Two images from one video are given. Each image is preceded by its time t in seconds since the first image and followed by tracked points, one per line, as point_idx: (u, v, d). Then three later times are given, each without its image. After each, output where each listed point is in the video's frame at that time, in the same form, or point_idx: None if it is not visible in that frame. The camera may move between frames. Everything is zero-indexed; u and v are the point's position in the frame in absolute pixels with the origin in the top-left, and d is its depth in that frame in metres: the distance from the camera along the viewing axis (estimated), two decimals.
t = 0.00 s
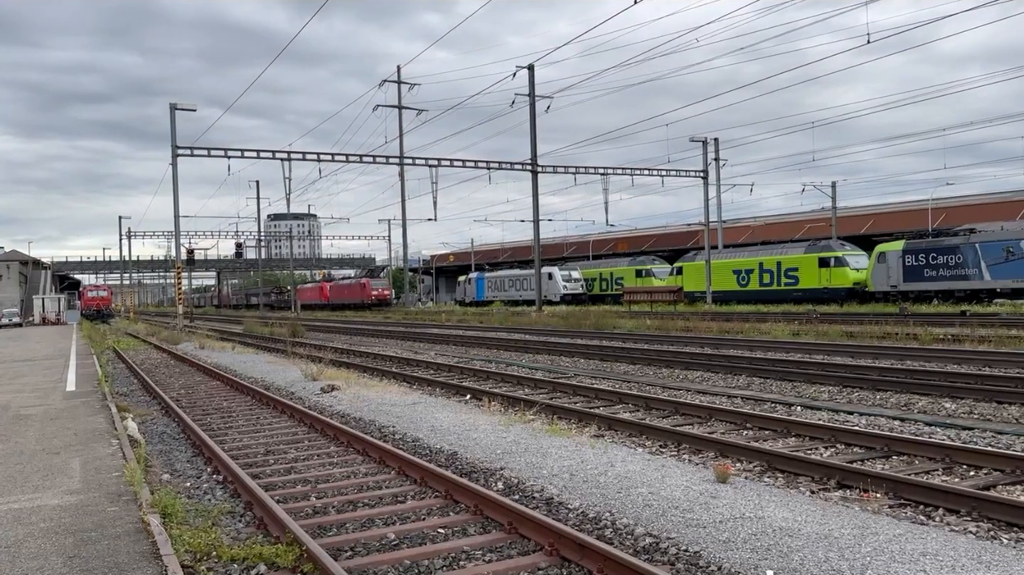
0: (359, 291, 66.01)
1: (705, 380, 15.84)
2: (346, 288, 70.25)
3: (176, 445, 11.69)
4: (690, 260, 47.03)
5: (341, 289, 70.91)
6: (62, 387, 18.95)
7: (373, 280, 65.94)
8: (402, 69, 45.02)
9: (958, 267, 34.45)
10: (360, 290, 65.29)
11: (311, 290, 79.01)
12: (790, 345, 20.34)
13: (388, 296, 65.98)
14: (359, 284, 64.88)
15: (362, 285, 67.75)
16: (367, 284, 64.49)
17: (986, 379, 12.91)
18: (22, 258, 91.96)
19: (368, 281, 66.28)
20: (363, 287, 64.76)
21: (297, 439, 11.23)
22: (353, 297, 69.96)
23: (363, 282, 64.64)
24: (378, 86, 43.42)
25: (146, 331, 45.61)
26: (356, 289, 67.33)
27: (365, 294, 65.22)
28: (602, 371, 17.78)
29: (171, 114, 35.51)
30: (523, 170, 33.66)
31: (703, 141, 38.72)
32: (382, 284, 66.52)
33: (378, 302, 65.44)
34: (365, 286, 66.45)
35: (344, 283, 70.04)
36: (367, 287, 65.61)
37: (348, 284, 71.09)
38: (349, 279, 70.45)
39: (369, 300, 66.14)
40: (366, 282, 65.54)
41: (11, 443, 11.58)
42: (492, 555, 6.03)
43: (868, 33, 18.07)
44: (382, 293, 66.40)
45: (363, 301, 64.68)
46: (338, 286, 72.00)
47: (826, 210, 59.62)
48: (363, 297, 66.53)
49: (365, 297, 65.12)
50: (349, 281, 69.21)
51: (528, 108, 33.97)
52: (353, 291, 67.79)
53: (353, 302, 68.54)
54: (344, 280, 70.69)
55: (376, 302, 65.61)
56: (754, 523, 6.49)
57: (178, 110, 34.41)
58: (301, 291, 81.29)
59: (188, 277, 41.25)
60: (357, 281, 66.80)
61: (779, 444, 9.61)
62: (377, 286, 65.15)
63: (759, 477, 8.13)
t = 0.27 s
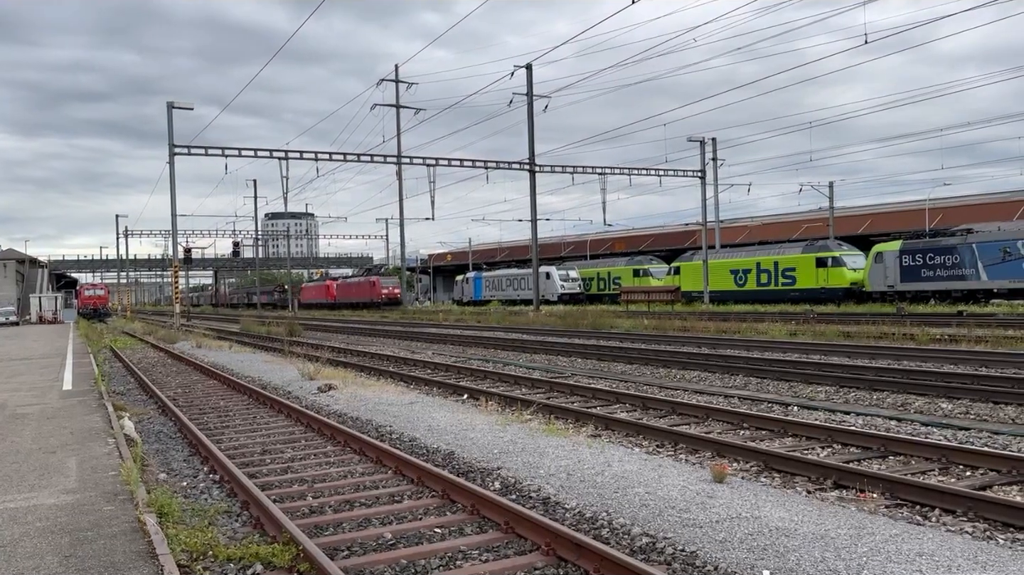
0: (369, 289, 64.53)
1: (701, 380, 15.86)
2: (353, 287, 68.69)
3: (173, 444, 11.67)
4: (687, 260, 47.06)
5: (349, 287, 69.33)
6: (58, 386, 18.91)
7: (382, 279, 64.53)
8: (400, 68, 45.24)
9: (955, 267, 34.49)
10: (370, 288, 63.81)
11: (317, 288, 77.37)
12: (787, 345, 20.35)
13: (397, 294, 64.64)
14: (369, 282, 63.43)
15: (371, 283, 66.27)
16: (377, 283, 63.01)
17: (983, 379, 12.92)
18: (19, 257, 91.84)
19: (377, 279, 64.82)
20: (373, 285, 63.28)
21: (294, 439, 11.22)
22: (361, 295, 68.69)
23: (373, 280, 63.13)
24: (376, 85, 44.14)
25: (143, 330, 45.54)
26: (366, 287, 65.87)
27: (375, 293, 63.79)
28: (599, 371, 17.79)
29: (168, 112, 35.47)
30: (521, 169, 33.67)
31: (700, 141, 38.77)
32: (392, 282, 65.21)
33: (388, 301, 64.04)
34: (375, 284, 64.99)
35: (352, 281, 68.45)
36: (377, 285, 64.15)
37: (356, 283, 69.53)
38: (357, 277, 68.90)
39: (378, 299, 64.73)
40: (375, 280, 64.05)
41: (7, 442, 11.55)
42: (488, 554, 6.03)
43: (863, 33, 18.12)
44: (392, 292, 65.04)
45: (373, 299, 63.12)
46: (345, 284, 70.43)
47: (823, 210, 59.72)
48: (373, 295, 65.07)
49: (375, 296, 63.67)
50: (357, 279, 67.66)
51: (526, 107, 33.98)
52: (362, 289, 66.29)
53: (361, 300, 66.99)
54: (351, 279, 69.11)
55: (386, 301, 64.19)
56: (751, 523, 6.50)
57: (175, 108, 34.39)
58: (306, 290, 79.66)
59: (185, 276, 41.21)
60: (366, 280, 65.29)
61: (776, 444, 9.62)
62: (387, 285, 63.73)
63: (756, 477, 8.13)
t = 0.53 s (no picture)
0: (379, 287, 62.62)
1: (698, 380, 15.86)
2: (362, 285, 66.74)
3: (168, 443, 11.65)
4: (684, 259, 47.08)
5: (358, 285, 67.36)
6: (54, 384, 18.85)
7: (393, 277, 62.65)
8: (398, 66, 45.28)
9: (951, 268, 34.55)
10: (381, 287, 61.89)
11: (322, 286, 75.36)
12: (784, 345, 20.35)
13: (408, 293, 62.83)
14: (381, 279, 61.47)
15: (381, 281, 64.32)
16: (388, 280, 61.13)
17: (979, 380, 12.93)
18: (16, 255, 91.64)
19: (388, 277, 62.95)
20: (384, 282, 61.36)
21: (290, 438, 11.20)
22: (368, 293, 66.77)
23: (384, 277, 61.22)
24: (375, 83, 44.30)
25: (139, 328, 45.50)
26: (376, 285, 63.96)
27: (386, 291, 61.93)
28: (596, 370, 17.79)
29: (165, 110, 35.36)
30: (518, 168, 33.64)
31: (698, 140, 38.81)
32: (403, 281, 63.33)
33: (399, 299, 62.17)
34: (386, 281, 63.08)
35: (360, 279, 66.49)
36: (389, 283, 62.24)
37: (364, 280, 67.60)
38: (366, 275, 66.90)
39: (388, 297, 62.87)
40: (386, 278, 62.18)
41: (2, 441, 11.51)
42: (484, 554, 6.03)
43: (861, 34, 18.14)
44: (403, 290, 63.22)
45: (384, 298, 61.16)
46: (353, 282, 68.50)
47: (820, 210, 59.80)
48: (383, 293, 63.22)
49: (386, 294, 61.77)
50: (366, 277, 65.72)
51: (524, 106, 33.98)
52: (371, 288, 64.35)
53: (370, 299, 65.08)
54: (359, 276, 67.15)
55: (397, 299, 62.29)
56: (746, 523, 6.50)
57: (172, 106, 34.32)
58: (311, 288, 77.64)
59: (181, 274, 41.13)
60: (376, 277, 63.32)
61: (772, 444, 9.62)
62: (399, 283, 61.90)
63: (751, 477, 8.14)
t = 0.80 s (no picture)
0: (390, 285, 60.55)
1: (695, 380, 15.85)
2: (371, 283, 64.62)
3: (165, 442, 11.63)
4: (682, 259, 47.10)
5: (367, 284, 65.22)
6: (50, 382, 18.79)
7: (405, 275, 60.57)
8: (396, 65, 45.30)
9: (948, 268, 34.61)
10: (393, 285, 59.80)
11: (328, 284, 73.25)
12: (780, 345, 20.36)
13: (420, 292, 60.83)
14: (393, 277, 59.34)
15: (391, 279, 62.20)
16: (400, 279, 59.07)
17: (974, 381, 12.93)
18: (12, 252, 91.48)
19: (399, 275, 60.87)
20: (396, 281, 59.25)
21: (286, 437, 11.19)
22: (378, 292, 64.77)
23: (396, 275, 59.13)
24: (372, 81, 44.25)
25: (136, 326, 45.37)
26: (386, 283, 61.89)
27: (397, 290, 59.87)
28: (592, 370, 17.77)
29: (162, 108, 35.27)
30: (516, 168, 33.62)
31: (695, 140, 38.80)
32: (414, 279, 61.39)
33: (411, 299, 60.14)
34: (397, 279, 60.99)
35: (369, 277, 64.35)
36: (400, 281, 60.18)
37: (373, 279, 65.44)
38: (375, 273, 64.68)
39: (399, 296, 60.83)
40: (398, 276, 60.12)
41: None
42: (480, 555, 6.02)
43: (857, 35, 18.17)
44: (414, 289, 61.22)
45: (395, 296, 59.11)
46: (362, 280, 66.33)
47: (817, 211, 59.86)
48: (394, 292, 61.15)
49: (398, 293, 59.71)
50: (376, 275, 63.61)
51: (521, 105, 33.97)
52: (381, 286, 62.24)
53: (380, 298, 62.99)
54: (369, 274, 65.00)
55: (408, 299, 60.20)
56: (742, 525, 6.50)
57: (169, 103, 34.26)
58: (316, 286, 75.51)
59: (177, 273, 41.03)
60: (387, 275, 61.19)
61: (768, 445, 9.63)
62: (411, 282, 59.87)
63: (747, 478, 8.14)
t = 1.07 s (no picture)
0: (402, 283, 58.24)
1: (691, 380, 15.86)
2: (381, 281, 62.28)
3: (160, 441, 11.61)
4: (679, 260, 47.14)
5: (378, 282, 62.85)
6: (45, 381, 18.75)
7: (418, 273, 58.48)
8: (393, 64, 45.30)
9: (944, 270, 34.66)
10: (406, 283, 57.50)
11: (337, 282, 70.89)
12: (777, 346, 20.37)
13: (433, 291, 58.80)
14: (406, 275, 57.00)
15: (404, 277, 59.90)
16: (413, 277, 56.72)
17: (970, 382, 12.96)
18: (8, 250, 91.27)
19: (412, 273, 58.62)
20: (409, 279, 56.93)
21: (282, 436, 11.18)
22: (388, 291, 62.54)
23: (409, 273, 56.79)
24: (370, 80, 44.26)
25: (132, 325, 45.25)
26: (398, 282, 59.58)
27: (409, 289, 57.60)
28: (589, 370, 17.77)
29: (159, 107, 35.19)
30: (513, 168, 33.61)
31: (693, 141, 38.83)
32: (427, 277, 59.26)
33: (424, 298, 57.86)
34: (410, 277, 58.67)
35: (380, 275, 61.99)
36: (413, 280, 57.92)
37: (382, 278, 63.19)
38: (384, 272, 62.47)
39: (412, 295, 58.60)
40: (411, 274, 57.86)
41: None
42: (475, 555, 6.01)
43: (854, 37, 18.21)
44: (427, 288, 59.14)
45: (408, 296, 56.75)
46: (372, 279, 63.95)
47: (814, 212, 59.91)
48: (406, 291, 58.87)
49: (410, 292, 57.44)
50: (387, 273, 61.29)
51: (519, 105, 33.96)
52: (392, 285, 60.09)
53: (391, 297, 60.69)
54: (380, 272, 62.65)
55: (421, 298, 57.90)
56: (737, 525, 6.51)
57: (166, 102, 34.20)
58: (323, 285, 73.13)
59: (174, 272, 40.92)
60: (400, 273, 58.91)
61: (765, 446, 9.63)
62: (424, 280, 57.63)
63: (743, 478, 8.15)
